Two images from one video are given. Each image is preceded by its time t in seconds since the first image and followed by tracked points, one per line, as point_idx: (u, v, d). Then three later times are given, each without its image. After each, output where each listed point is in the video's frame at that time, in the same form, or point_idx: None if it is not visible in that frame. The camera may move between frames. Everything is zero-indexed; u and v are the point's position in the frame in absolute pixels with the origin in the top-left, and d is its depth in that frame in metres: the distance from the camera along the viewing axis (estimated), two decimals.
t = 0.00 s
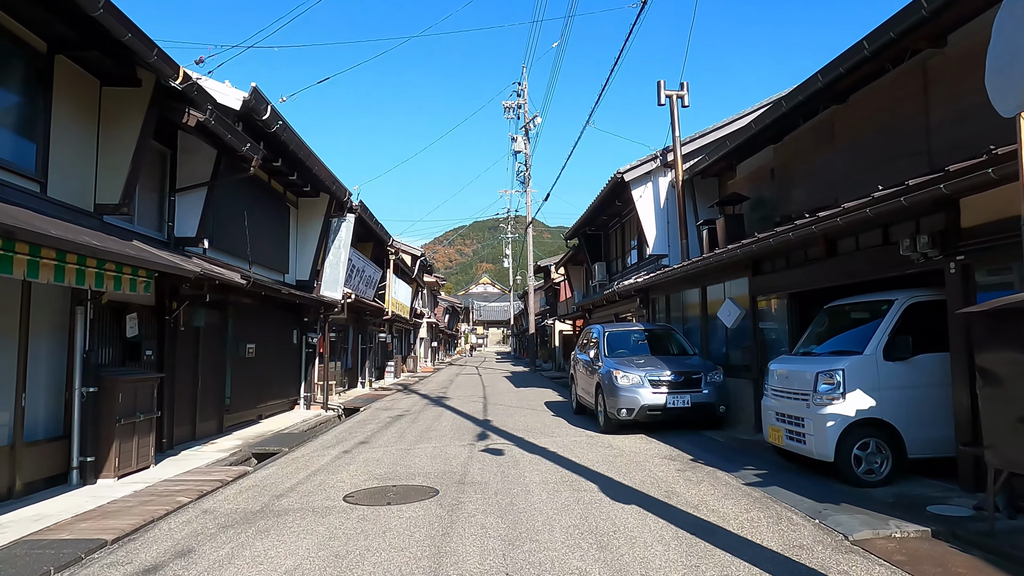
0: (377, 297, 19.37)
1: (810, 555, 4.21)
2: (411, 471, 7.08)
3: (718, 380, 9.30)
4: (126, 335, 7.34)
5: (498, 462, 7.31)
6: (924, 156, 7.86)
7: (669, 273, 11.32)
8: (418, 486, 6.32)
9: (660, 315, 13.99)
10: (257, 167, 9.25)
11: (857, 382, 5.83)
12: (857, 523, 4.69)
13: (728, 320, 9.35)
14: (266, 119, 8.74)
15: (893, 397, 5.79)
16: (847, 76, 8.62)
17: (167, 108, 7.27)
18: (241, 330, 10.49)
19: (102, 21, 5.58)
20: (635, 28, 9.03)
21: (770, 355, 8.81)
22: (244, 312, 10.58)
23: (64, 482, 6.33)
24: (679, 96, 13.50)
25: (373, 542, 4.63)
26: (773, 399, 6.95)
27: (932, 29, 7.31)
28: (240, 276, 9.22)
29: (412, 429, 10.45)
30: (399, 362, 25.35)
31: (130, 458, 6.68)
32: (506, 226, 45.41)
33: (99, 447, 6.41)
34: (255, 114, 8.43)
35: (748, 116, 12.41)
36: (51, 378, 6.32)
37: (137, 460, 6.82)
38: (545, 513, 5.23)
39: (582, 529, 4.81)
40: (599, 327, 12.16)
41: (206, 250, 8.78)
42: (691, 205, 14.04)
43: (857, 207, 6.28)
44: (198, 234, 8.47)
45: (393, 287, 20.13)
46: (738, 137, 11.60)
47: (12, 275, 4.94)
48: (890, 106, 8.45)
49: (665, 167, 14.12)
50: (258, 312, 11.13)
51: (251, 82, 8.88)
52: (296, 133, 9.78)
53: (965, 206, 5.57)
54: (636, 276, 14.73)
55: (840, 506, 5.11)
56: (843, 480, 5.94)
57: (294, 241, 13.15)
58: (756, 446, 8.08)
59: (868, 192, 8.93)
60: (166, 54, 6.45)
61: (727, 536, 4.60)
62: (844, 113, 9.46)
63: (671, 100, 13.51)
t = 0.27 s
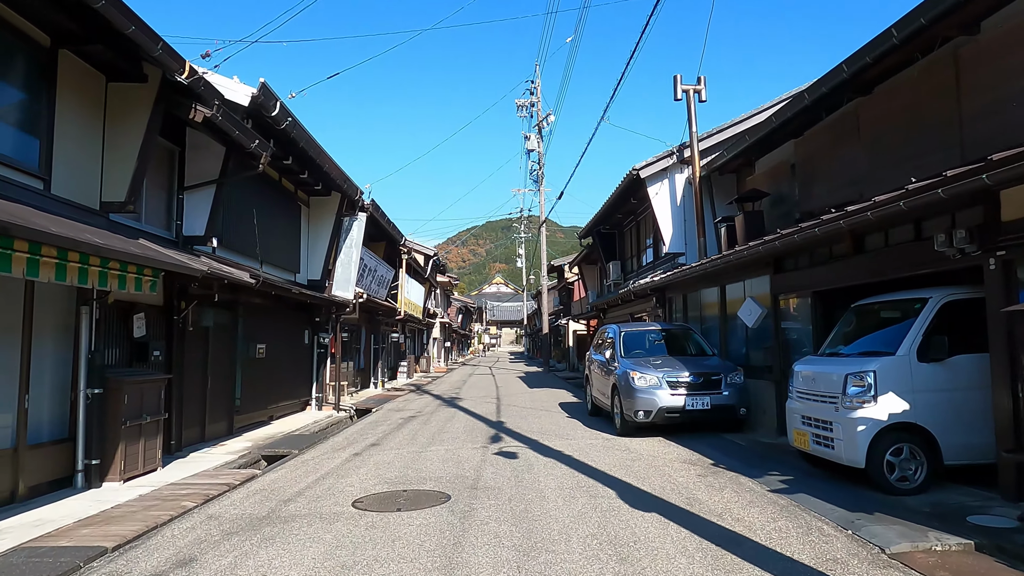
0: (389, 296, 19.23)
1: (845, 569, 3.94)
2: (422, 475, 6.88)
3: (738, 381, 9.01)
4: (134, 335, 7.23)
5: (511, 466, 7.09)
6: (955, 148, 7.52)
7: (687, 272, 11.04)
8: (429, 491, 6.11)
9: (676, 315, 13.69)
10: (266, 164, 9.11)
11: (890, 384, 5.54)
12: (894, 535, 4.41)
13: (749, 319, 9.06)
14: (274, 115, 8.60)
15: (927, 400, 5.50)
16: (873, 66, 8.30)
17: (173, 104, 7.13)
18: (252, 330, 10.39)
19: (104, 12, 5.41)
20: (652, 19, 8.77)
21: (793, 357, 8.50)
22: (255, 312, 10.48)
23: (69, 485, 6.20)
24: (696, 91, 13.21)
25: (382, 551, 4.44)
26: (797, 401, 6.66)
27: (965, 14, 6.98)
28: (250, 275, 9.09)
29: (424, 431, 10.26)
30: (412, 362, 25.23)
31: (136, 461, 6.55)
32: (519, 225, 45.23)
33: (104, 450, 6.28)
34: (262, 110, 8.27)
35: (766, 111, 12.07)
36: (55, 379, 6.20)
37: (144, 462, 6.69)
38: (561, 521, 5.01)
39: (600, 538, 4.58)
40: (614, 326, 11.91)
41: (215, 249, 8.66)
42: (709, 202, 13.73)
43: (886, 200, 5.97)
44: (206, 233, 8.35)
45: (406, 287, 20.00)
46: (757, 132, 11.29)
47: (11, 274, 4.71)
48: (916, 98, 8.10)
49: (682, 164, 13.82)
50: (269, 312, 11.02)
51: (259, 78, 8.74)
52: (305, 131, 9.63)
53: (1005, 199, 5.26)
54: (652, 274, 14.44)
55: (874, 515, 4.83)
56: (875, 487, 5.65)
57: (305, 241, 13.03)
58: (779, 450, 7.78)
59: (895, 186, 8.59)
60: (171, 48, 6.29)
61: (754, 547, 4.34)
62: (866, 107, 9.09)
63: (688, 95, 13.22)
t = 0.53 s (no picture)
0: (400, 295, 19.06)
1: None
2: (433, 477, 6.67)
3: (759, 381, 8.71)
4: (139, 334, 7.09)
5: (525, 468, 6.86)
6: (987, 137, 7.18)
7: (704, 268, 10.75)
8: (439, 494, 5.89)
9: (692, 313, 13.40)
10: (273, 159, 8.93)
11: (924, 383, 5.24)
12: (935, 545, 4.12)
13: (770, 317, 8.76)
14: (282, 109, 8.42)
15: (965, 400, 5.19)
16: (900, 52, 7.97)
17: (177, 96, 6.96)
18: (261, 329, 10.24)
19: None
20: (668, 8, 8.50)
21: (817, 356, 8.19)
22: (263, 310, 10.33)
23: (72, 487, 6.06)
24: (712, 83, 12.90)
25: (390, 558, 4.22)
26: (821, 400, 6.36)
27: None
28: (257, 272, 8.93)
29: (435, 431, 10.06)
30: (423, 362, 25.08)
31: (140, 462, 6.39)
32: (531, 225, 44.99)
33: (107, 451, 6.12)
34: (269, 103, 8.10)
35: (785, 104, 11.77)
36: (57, 378, 6.05)
37: (147, 464, 6.53)
38: (578, 527, 4.77)
39: (620, 546, 4.33)
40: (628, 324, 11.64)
41: (222, 246, 8.50)
42: (726, 198, 13.42)
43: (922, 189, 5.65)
44: (213, 229, 8.19)
45: (416, 285, 19.82)
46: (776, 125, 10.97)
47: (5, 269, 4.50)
48: (946, 85, 7.74)
49: (698, 158, 13.52)
50: (277, 310, 10.86)
51: (267, 71, 8.57)
52: (313, 125, 9.45)
53: None
54: (667, 272, 14.14)
55: (910, 523, 4.54)
56: (909, 492, 5.35)
57: (314, 238, 12.88)
58: (803, 452, 7.48)
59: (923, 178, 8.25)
60: (174, 37, 6.11)
61: (784, 557, 4.07)
62: (892, 96, 8.70)
63: (704, 88, 12.92)
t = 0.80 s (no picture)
0: (408, 296, 18.86)
1: None
2: (442, 483, 6.43)
3: (779, 384, 8.40)
4: (140, 335, 6.91)
5: (537, 474, 6.61)
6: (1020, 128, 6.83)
7: (720, 268, 10.46)
8: (448, 502, 5.66)
9: (707, 314, 13.09)
10: (278, 157, 8.73)
11: (961, 388, 4.93)
12: (980, 563, 3.82)
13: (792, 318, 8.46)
14: (287, 105, 8.23)
15: (1005, 406, 4.88)
16: (928, 42, 7.64)
17: (178, 90, 6.76)
18: (266, 330, 10.06)
19: None
20: None
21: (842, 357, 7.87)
22: (269, 311, 10.15)
23: (69, 493, 5.87)
24: (727, 78, 12.60)
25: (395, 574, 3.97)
26: (848, 405, 6.07)
27: None
28: (262, 272, 8.74)
29: (444, 434, 9.84)
30: (432, 363, 24.89)
31: (140, 468, 6.21)
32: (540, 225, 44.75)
33: (105, 456, 5.93)
34: (275, 98, 7.91)
35: (802, 97, 11.45)
36: (54, 381, 5.87)
37: (147, 469, 6.33)
38: (595, 540, 4.51)
39: (639, 562, 4.07)
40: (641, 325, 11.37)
41: (225, 245, 8.30)
42: (741, 195, 13.10)
43: (957, 182, 5.33)
44: (216, 228, 7.99)
45: (425, 286, 19.61)
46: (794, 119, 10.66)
47: None
48: (973, 76, 7.37)
49: (712, 155, 13.21)
50: (283, 311, 10.68)
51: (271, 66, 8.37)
52: (319, 122, 9.25)
53: None
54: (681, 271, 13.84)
55: (952, 538, 4.23)
56: (945, 504, 5.04)
57: (322, 238, 12.71)
58: (826, 459, 7.17)
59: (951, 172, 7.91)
60: (173, 29, 5.90)
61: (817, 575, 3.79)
62: (914, 89, 8.32)
63: (718, 83, 12.62)
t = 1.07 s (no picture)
0: (415, 294, 18.67)
1: None
2: (448, 486, 6.21)
3: (796, 383, 8.12)
4: (138, 332, 6.73)
5: (546, 476, 6.38)
6: None
7: (734, 265, 10.18)
8: (454, 506, 5.43)
9: (719, 312, 12.81)
10: (280, 151, 8.55)
11: (996, 387, 4.65)
12: None
13: (810, 315, 8.18)
14: (290, 97, 8.04)
15: None
16: (953, 27, 7.34)
17: (177, 81, 6.58)
18: (270, 328, 9.88)
19: None
20: None
21: (863, 355, 7.59)
22: (273, 308, 9.97)
23: (63, 494, 5.70)
24: (740, 71, 12.31)
25: None
26: (871, 404, 5.79)
27: None
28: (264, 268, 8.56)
29: (451, 434, 9.63)
30: (439, 362, 24.71)
31: (136, 468, 6.02)
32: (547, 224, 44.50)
33: (100, 457, 5.75)
34: (278, 90, 7.72)
35: (818, 90, 11.14)
36: (49, 379, 5.70)
37: (145, 470, 6.15)
38: (608, 547, 4.26)
39: (656, 571, 3.82)
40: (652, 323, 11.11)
41: (227, 241, 8.11)
42: (754, 191, 12.81)
43: (991, 170, 5.05)
44: (217, 223, 7.81)
45: (432, 284, 19.42)
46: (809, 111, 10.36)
47: None
48: (1001, 62, 7.06)
49: (724, 150, 12.93)
50: (288, 309, 10.50)
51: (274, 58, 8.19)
52: (323, 115, 9.06)
53: None
54: (693, 268, 13.56)
55: (990, 547, 3.96)
56: (978, 509, 4.76)
57: (327, 236, 12.52)
58: (848, 461, 6.89)
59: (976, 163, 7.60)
60: (170, 17, 5.70)
61: None
62: (940, 77, 7.98)
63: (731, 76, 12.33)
